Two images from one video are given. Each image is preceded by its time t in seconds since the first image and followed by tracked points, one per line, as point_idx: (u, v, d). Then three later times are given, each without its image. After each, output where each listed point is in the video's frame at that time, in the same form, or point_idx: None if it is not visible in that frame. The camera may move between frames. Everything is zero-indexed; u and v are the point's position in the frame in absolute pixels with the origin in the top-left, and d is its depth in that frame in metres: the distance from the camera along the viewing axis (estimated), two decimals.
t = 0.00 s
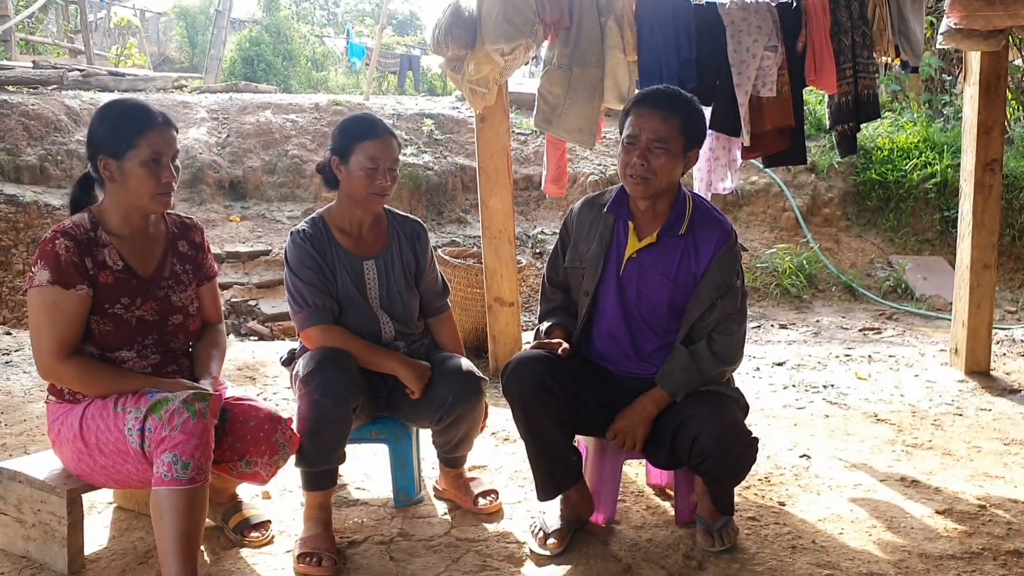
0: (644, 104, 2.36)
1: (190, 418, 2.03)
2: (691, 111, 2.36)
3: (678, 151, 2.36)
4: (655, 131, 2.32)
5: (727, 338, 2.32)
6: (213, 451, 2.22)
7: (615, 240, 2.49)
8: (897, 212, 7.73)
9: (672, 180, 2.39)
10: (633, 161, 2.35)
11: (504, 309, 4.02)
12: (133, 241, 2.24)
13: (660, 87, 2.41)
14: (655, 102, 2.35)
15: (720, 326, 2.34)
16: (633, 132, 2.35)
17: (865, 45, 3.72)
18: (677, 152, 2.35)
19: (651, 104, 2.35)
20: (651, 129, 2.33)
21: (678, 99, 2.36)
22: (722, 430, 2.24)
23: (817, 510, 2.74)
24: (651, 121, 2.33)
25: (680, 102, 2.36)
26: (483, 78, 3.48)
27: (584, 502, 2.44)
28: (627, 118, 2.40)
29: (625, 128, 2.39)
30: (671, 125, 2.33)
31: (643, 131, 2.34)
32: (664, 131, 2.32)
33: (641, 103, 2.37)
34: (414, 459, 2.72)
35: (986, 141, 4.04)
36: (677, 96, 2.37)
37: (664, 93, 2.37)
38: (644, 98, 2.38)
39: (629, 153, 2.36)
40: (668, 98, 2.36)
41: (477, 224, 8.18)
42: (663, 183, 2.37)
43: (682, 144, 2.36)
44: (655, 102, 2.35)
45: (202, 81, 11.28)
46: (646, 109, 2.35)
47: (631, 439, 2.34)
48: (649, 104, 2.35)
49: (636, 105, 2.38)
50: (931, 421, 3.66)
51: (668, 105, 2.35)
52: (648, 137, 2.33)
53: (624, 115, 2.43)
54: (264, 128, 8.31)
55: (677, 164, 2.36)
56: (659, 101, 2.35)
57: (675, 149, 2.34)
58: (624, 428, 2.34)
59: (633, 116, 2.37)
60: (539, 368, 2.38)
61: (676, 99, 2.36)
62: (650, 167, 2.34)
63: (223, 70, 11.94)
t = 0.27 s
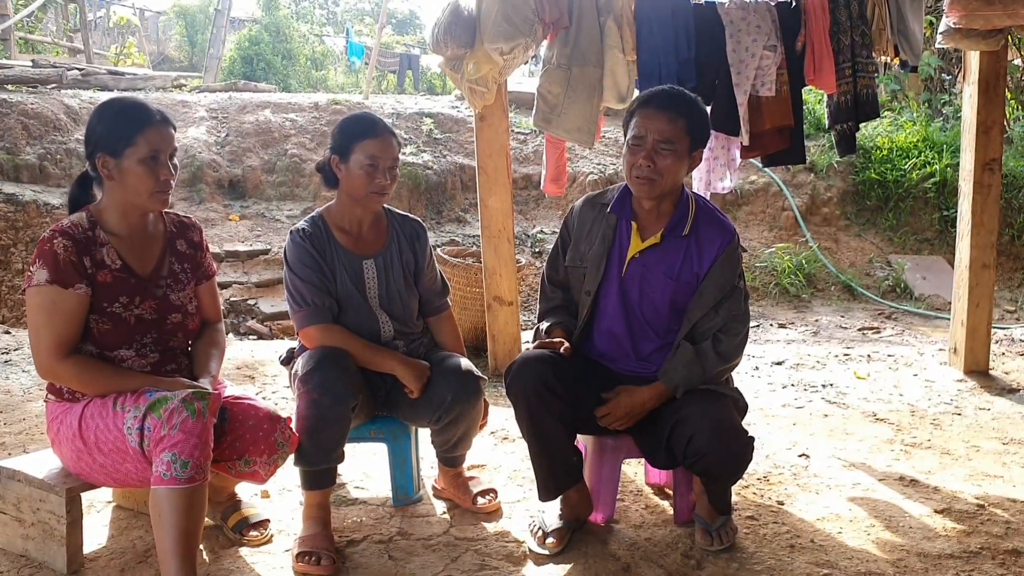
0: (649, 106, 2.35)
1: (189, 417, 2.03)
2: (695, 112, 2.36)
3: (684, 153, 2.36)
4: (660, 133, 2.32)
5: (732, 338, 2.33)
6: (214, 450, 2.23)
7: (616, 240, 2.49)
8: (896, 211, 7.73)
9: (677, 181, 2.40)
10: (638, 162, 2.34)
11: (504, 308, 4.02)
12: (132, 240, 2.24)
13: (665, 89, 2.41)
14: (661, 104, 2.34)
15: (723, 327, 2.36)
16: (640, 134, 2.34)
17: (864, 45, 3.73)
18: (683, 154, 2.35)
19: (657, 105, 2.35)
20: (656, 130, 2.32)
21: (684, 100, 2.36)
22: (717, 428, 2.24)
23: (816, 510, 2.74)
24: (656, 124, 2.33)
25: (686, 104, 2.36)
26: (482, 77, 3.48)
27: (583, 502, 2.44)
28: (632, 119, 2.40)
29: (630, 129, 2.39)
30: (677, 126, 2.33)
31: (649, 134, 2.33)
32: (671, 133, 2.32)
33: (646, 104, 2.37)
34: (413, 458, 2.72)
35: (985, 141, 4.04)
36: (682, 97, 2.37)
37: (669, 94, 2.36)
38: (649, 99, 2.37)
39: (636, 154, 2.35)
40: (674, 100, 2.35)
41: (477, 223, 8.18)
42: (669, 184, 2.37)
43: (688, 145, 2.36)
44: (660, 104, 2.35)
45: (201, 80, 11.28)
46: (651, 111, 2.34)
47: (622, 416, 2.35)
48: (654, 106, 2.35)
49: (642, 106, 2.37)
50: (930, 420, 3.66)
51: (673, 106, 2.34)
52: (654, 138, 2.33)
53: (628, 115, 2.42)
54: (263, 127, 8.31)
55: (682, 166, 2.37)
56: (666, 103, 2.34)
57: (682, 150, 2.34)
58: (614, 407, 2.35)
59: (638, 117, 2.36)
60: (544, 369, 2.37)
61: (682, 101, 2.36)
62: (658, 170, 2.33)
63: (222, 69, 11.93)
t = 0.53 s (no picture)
0: (652, 104, 2.35)
1: (189, 414, 2.03)
2: (698, 109, 2.36)
3: (687, 150, 2.36)
4: (664, 131, 2.32)
5: (728, 335, 2.33)
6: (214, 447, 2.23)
7: (619, 237, 2.49)
8: (895, 210, 7.73)
9: (680, 179, 2.40)
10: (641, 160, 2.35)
11: (504, 306, 4.02)
12: (131, 237, 2.24)
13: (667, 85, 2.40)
14: (664, 102, 2.34)
15: (719, 324, 2.35)
16: (643, 132, 2.34)
17: (864, 43, 3.74)
18: (686, 151, 2.35)
19: (659, 103, 2.34)
20: (659, 128, 2.32)
21: (687, 97, 2.36)
22: (719, 425, 2.25)
23: (816, 507, 2.74)
24: (659, 121, 2.32)
25: (689, 101, 2.35)
26: (482, 75, 3.48)
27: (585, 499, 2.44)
28: (635, 116, 2.39)
29: (633, 127, 2.38)
30: (680, 124, 2.32)
31: (653, 132, 2.33)
32: (674, 131, 2.32)
33: (649, 101, 2.36)
34: (413, 455, 2.72)
35: (985, 138, 4.04)
36: (685, 95, 2.37)
37: (672, 92, 2.36)
38: (651, 96, 2.37)
39: (639, 151, 2.35)
40: (677, 98, 2.35)
41: (477, 221, 8.18)
42: (672, 182, 2.37)
43: (691, 143, 2.36)
44: (663, 101, 2.34)
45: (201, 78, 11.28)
46: (654, 108, 2.34)
47: (621, 419, 2.35)
48: (657, 103, 2.34)
49: (644, 103, 2.37)
50: (929, 418, 3.67)
51: (675, 104, 2.34)
52: (656, 136, 2.33)
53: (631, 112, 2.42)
54: (263, 125, 8.31)
55: (685, 163, 2.37)
56: (669, 101, 2.34)
57: (685, 148, 2.35)
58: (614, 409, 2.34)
59: (641, 115, 2.36)
60: (547, 366, 2.37)
61: (685, 98, 2.36)
62: (663, 167, 2.34)
63: (222, 67, 11.93)
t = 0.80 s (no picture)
0: (648, 105, 2.35)
1: (187, 414, 2.03)
2: (695, 109, 2.36)
3: (683, 152, 2.36)
4: (659, 132, 2.32)
5: (716, 339, 2.33)
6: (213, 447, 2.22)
7: (617, 237, 2.49)
8: (895, 209, 7.73)
9: (676, 180, 2.39)
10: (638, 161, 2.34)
11: (503, 306, 4.02)
12: (130, 237, 2.24)
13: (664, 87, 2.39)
14: (660, 103, 2.33)
15: (710, 328, 2.35)
16: (639, 133, 2.34)
17: (864, 43, 3.74)
18: (682, 153, 2.35)
19: (655, 104, 2.34)
20: (655, 129, 2.32)
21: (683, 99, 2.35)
22: (718, 425, 2.25)
23: (816, 507, 2.74)
24: (655, 123, 2.32)
25: (685, 102, 2.35)
26: (482, 75, 3.48)
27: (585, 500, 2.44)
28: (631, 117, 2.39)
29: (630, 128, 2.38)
30: (676, 125, 2.32)
31: (648, 134, 2.33)
32: (670, 132, 2.31)
33: (645, 102, 2.36)
34: (413, 455, 2.72)
35: (985, 138, 4.04)
36: (682, 96, 2.36)
37: (668, 94, 2.35)
38: (648, 97, 2.37)
39: (635, 153, 2.35)
40: (673, 99, 2.34)
41: (476, 221, 8.17)
42: (669, 183, 2.37)
43: (687, 145, 2.36)
44: (659, 102, 2.34)
45: (201, 78, 11.28)
46: (650, 110, 2.34)
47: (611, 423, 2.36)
48: (653, 104, 2.34)
49: (641, 104, 2.36)
50: (929, 418, 3.67)
51: (671, 104, 2.33)
52: (653, 137, 2.32)
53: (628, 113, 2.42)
54: (263, 125, 8.31)
55: (682, 164, 2.36)
56: (664, 102, 2.33)
57: (681, 150, 2.34)
58: (604, 415, 2.34)
59: (637, 116, 2.36)
60: (546, 367, 2.37)
61: (682, 99, 2.35)
62: (659, 169, 2.34)
63: (222, 66, 11.93)
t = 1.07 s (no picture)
0: (641, 108, 2.34)
1: (183, 414, 2.03)
2: (688, 111, 2.35)
3: (676, 154, 2.35)
4: (651, 135, 2.31)
5: (719, 341, 2.33)
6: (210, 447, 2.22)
7: (614, 238, 2.49)
8: (894, 209, 7.74)
9: (671, 181, 2.39)
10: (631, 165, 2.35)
11: (502, 306, 4.02)
12: (129, 237, 2.24)
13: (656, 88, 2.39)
14: (652, 106, 2.33)
15: (710, 329, 2.36)
16: (631, 137, 2.34)
17: (863, 43, 3.73)
18: (675, 155, 2.35)
19: (648, 107, 2.33)
20: (648, 132, 2.32)
21: (676, 100, 2.34)
22: (717, 428, 2.24)
23: (814, 507, 2.74)
24: (647, 126, 2.32)
25: (677, 104, 2.34)
26: (480, 75, 3.48)
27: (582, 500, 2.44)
28: (624, 120, 2.39)
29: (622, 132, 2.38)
30: (668, 128, 2.32)
31: (639, 138, 2.33)
32: (662, 136, 2.31)
33: (638, 105, 2.36)
34: (411, 456, 2.72)
35: (984, 139, 4.04)
36: (674, 97, 2.35)
37: (660, 96, 2.34)
38: (640, 100, 2.36)
39: (628, 155, 2.35)
40: (664, 102, 2.33)
41: (475, 221, 8.17)
42: (663, 185, 2.37)
43: (680, 148, 2.36)
44: (652, 105, 2.33)
45: (200, 77, 11.27)
46: (643, 113, 2.33)
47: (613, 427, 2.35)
48: (645, 108, 2.34)
49: (633, 107, 2.36)
50: (927, 418, 3.66)
51: (664, 107, 2.33)
52: (646, 140, 2.32)
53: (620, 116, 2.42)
54: (262, 124, 8.31)
55: (675, 166, 2.36)
56: (655, 105, 2.33)
57: (673, 152, 2.34)
58: (611, 417, 2.34)
59: (629, 119, 2.35)
60: (544, 367, 2.37)
61: (674, 101, 2.34)
62: (653, 171, 2.34)
63: (221, 66, 11.92)
